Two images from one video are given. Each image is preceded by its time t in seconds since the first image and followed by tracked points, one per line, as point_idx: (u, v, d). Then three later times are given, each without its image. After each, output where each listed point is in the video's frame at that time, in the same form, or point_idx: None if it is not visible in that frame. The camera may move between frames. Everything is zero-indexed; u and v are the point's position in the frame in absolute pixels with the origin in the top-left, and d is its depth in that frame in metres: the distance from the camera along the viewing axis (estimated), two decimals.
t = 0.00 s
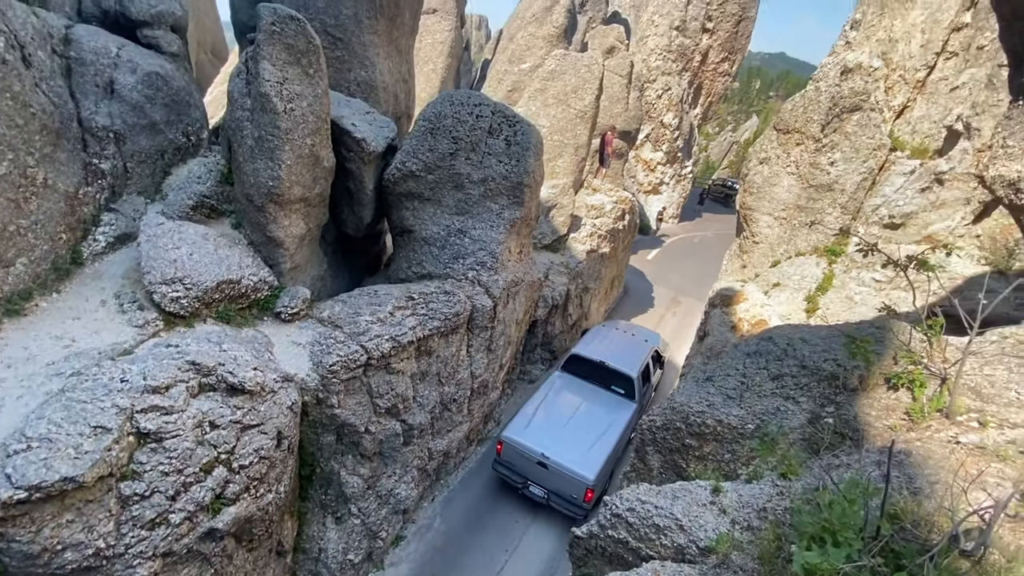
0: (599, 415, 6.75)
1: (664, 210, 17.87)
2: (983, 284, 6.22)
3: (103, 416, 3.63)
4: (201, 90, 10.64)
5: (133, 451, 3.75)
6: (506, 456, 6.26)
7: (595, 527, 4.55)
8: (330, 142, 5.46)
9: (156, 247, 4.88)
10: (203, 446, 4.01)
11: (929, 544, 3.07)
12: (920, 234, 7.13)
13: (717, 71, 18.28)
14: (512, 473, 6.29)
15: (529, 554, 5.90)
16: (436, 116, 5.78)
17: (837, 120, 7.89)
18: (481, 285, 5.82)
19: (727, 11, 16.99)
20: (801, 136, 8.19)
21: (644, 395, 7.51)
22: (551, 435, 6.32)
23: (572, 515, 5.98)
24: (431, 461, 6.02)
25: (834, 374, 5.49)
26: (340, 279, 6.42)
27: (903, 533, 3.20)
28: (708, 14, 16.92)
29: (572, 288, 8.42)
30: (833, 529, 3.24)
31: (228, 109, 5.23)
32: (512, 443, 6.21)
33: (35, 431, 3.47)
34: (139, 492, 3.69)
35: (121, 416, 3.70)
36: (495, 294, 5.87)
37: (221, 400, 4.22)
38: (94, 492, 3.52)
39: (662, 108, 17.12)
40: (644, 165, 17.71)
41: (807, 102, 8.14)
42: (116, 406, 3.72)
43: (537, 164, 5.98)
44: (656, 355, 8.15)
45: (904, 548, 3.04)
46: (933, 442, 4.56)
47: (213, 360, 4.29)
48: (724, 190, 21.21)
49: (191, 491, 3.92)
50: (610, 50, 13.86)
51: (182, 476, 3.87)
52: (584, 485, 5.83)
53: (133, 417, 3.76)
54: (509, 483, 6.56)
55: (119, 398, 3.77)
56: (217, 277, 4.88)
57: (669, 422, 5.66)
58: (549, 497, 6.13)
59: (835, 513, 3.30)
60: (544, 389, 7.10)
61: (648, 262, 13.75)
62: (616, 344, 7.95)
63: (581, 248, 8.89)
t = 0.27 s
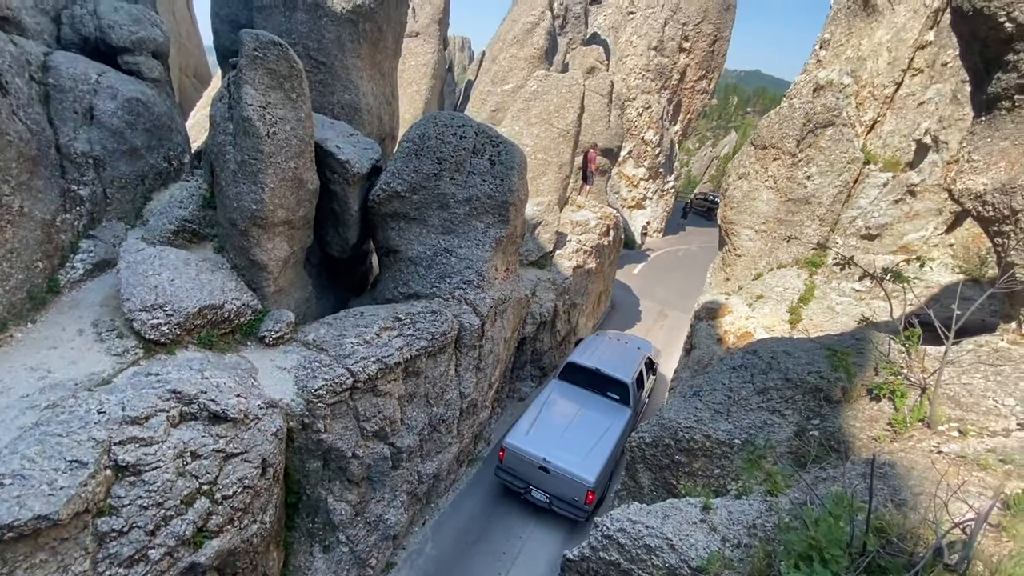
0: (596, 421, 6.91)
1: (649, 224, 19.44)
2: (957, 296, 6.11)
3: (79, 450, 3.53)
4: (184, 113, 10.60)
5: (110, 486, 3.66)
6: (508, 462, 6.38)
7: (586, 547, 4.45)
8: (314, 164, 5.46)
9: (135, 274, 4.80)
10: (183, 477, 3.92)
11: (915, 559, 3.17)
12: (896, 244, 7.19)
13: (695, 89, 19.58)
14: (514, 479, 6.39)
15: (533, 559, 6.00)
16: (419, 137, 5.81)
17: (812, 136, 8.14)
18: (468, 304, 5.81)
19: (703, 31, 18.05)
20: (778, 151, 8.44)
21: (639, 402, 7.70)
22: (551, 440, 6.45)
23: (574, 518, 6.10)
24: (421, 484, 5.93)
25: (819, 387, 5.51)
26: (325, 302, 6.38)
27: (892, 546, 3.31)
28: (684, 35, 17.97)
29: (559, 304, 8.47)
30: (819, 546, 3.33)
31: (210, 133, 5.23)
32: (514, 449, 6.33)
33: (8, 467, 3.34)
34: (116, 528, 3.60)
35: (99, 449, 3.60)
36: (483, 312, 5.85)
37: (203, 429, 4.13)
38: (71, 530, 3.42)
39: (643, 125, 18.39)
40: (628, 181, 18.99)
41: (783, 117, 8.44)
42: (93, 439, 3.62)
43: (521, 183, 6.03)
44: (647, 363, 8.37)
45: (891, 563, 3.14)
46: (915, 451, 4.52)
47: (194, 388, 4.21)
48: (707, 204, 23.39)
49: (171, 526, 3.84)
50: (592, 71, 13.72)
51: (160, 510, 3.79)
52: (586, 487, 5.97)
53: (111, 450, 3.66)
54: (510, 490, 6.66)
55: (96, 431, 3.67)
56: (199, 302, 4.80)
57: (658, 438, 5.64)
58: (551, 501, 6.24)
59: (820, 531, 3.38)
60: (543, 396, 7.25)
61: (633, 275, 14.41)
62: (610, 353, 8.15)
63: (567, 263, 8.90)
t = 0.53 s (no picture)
0: (594, 425, 7.08)
1: (634, 238, 19.59)
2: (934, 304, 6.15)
3: (53, 484, 3.44)
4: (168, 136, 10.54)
5: (86, 521, 3.56)
6: (510, 468, 6.54)
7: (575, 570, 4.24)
8: (298, 184, 5.46)
9: (115, 300, 4.72)
10: (163, 510, 3.83)
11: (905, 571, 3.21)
12: (875, 254, 7.29)
13: (675, 105, 21.07)
14: (516, 484, 6.55)
15: (537, 562, 6.11)
16: (404, 157, 5.83)
17: (789, 150, 8.40)
18: (456, 322, 5.78)
19: (681, 50, 19.78)
20: (757, 165, 8.67)
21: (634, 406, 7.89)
22: (550, 445, 6.62)
23: (575, 521, 6.26)
24: (411, 507, 5.83)
25: (806, 399, 5.32)
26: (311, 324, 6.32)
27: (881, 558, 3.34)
28: (662, 54, 19.64)
29: (548, 319, 8.53)
30: (807, 564, 3.31)
31: (193, 157, 5.21)
32: (515, 454, 6.49)
33: None
34: (92, 564, 3.50)
35: (74, 483, 3.50)
36: (471, 330, 5.82)
37: (184, 458, 4.03)
38: (47, 567, 3.32)
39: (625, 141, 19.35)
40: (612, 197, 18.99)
41: (760, 133, 8.71)
42: (69, 472, 3.52)
43: (506, 201, 6.04)
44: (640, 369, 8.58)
45: None
46: (901, 462, 4.41)
47: (176, 416, 4.11)
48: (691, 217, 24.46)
49: (150, 560, 3.75)
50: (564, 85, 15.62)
51: (139, 544, 3.69)
52: (585, 490, 6.14)
53: (87, 483, 3.56)
54: (512, 495, 6.81)
55: (72, 463, 3.57)
56: (180, 327, 4.71)
57: (648, 454, 5.51)
58: (552, 505, 6.40)
59: (809, 549, 3.36)
60: (541, 403, 7.43)
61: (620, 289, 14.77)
62: (604, 360, 8.34)
63: (554, 279, 9.01)
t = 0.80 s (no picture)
0: (590, 430, 7.28)
1: (620, 251, 20.20)
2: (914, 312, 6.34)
3: (26, 522, 3.33)
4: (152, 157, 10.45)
5: (62, 557, 3.46)
6: (511, 474, 6.72)
7: None
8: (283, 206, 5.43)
9: (94, 326, 4.63)
10: (143, 543, 3.73)
11: None
12: (855, 265, 7.54)
13: (656, 122, 21.69)
14: (516, 490, 6.73)
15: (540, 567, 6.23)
16: (390, 177, 5.84)
17: (768, 164, 8.48)
18: (444, 340, 5.74)
19: (660, 68, 20.71)
20: (737, 180, 8.69)
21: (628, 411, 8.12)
22: (549, 450, 6.81)
23: (575, 523, 6.44)
24: (401, 531, 5.72)
25: (794, 412, 5.17)
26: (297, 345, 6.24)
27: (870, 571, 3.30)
28: (643, 72, 20.51)
29: (536, 335, 8.54)
30: None
31: (175, 180, 5.17)
32: (515, 461, 6.68)
33: None
34: None
35: (49, 518, 3.41)
36: (459, 348, 5.78)
37: (165, 489, 3.93)
38: None
39: (608, 157, 19.69)
40: (598, 212, 19.78)
41: (738, 147, 8.86)
42: (44, 507, 3.43)
43: (493, 219, 6.07)
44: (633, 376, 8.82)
45: None
46: (887, 473, 4.21)
47: (157, 445, 4.02)
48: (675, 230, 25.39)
49: None
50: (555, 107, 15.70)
51: None
52: (584, 492, 6.33)
53: (63, 518, 3.47)
54: (514, 501, 6.98)
55: (48, 497, 3.48)
56: (161, 353, 4.63)
57: (639, 472, 5.42)
58: (552, 509, 6.58)
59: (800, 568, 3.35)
60: (538, 410, 7.63)
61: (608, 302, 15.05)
62: (597, 367, 8.57)
63: (543, 295, 9.07)
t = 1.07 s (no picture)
0: (588, 435, 7.37)
1: (608, 266, 20.51)
2: (896, 322, 6.38)
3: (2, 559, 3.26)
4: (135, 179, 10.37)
5: None
6: (511, 481, 6.79)
7: None
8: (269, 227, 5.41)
9: (74, 354, 4.52)
10: None
11: None
12: (837, 277, 7.62)
13: (641, 138, 22.04)
14: (516, 498, 6.79)
15: None
16: (377, 197, 5.84)
17: (749, 179, 8.71)
18: (432, 359, 5.69)
19: (642, 86, 20.90)
20: (719, 195, 8.92)
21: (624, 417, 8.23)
22: (548, 456, 6.89)
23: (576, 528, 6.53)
24: (393, 556, 5.61)
25: (782, 426, 4.80)
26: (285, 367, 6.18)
27: None
28: (625, 90, 20.72)
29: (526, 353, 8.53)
30: None
31: (159, 203, 5.13)
32: (515, 468, 6.75)
33: None
34: None
35: (25, 555, 3.33)
36: (448, 367, 5.74)
37: (146, 522, 3.83)
38: None
39: (594, 173, 19.97)
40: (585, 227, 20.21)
41: (720, 164, 9.06)
42: (20, 544, 3.33)
43: (480, 238, 6.03)
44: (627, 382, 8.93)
45: None
46: (874, 487, 3.99)
47: (138, 474, 3.91)
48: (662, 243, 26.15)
49: None
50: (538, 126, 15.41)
51: None
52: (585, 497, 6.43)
53: (39, 555, 3.38)
54: (513, 508, 7.05)
55: (24, 534, 3.38)
56: (143, 380, 4.52)
57: (630, 491, 4.96)
58: (552, 515, 6.66)
59: None
60: (536, 417, 7.71)
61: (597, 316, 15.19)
62: (592, 375, 8.67)
63: (532, 310, 9.18)
